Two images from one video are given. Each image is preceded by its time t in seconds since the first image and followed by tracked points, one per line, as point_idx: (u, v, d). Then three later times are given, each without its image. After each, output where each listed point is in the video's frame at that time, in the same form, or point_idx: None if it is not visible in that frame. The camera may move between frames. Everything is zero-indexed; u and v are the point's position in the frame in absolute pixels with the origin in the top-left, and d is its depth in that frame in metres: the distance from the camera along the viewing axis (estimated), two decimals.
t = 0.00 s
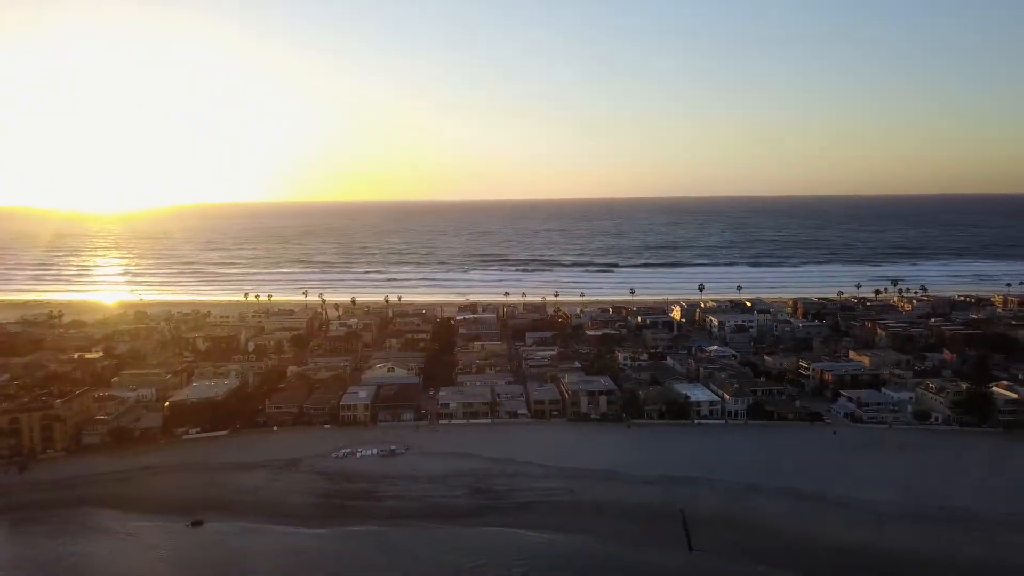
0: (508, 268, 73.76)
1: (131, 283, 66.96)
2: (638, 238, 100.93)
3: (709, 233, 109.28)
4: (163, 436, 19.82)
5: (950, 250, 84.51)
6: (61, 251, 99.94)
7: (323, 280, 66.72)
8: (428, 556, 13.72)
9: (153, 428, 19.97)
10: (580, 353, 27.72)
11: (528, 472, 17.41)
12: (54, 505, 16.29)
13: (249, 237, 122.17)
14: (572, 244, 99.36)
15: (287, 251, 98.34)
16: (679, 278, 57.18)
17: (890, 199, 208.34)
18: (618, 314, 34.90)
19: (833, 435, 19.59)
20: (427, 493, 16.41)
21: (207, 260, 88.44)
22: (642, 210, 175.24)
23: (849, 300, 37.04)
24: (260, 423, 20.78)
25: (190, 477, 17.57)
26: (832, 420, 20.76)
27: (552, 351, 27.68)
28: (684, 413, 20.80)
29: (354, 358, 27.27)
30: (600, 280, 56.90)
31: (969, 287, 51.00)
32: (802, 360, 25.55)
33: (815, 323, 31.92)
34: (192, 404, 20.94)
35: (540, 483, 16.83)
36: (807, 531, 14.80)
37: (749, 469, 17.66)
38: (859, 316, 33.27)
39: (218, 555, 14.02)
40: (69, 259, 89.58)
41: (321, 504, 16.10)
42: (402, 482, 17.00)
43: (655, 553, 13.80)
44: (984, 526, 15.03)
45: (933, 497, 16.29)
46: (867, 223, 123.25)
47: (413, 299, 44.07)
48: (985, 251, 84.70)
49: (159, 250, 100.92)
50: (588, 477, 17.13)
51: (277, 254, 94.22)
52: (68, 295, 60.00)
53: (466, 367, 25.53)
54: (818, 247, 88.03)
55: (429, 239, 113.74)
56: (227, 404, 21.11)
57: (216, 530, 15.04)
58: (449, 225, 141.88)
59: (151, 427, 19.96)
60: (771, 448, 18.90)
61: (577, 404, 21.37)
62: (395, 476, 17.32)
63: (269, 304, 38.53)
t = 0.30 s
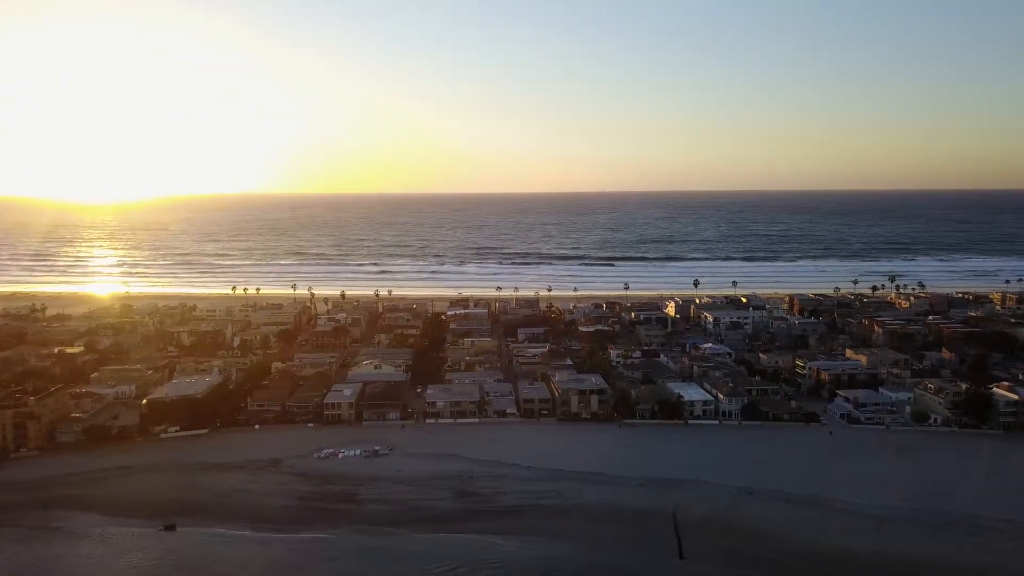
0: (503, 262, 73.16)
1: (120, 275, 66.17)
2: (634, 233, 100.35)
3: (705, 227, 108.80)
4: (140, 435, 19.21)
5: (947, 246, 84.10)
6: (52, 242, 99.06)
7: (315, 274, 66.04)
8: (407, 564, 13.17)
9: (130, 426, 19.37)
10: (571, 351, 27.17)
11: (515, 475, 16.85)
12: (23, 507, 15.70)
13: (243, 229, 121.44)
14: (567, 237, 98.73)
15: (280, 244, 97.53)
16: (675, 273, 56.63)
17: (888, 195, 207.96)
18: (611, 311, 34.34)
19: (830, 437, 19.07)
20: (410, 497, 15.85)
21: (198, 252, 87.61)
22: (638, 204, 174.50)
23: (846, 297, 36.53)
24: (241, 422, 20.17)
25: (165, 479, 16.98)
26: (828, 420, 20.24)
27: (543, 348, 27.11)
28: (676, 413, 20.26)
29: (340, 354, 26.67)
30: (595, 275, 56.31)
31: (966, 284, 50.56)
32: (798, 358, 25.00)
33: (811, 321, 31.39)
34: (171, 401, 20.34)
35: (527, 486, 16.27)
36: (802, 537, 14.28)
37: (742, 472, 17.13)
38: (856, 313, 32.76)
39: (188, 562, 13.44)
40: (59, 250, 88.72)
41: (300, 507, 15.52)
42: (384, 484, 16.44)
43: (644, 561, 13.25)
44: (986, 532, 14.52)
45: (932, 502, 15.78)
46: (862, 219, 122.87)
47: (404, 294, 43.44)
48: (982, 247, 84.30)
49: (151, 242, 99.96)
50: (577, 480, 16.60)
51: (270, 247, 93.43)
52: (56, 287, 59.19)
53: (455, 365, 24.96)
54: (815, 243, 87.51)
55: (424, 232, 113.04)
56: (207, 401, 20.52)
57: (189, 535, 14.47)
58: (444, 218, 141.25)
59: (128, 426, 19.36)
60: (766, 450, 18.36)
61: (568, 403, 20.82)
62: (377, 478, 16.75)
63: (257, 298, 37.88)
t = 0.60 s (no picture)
0: (497, 262, 71.86)
1: (106, 275, 64.74)
2: (630, 233, 99.08)
3: (702, 227, 107.65)
4: (100, 451, 17.93)
5: (948, 247, 82.99)
6: (39, 241, 97.45)
7: (304, 274, 64.67)
8: None
9: (90, 441, 18.08)
10: (565, 358, 25.90)
11: (500, 497, 15.61)
12: None
13: (234, 228, 119.93)
14: (563, 237, 97.45)
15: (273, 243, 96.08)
16: (672, 274, 55.44)
17: (885, 195, 207.23)
18: (606, 314, 33.11)
19: (839, 454, 17.85)
20: (386, 522, 14.60)
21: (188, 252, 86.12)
22: (635, 204, 173.30)
23: (850, 301, 35.34)
24: (210, 435, 18.91)
25: (123, 501, 15.72)
26: (836, 435, 19.01)
27: (535, 354, 25.86)
28: (675, 427, 19.04)
29: (322, 360, 25.37)
30: (590, 276, 55.06)
31: (970, 287, 49.42)
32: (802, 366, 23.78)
33: (815, 325, 30.18)
34: (136, 413, 19.05)
35: (514, 510, 15.03)
36: (814, 570, 13.04)
37: (746, 494, 15.90)
38: (861, 318, 31.57)
39: None
40: (45, 249, 87.16)
41: (266, 534, 14.27)
42: (359, 508, 15.18)
43: None
44: (1014, 563, 13.30)
45: (953, 528, 14.55)
46: (861, 219, 121.78)
47: (394, 296, 42.10)
48: (983, 247, 83.25)
49: (141, 241, 98.43)
50: (568, 503, 15.35)
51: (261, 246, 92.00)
52: (39, 289, 57.75)
53: (441, 372, 23.68)
54: (814, 243, 86.35)
55: (418, 231, 111.65)
56: (174, 414, 19.25)
57: (142, 567, 13.21)
58: (439, 217, 139.83)
59: (88, 441, 18.08)
60: (771, 469, 17.13)
61: (559, 416, 19.57)
62: (352, 500, 15.49)
63: (240, 300, 36.54)
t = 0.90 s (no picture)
0: (491, 264, 70.33)
1: (90, 278, 63.06)
2: (627, 234, 97.58)
3: (700, 228, 106.25)
4: (47, 472, 16.35)
5: (949, 248, 81.72)
6: (26, 241, 95.71)
7: (293, 276, 63.05)
8: None
9: (36, 461, 16.49)
10: (558, 367, 24.36)
11: (484, 525, 14.07)
12: None
13: (226, 228, 118.26)
14: (559, 238, 95.98)
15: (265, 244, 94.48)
16: (670, 277, 53.95)
17: (884, 196, 206.05)
18: (603, 319, 31.57)
19: (855, 475, 16.34)
20: (354, 555, 13.05)
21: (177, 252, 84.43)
22: (633, 205, 171.84)
23: (857, 305, 33.87)
24: (170, 454, 17.33)
25: (63, 528, 14.15)
26: (851, 453, 17.50)
27: (526, 362, 24.30)
28: (676, 445, 17.51)
29: (299, 369, 23.77)
30: (587, 278, 53.54)
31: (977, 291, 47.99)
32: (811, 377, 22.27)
33: (821, 332, 28.69)
34: (89, 429, 17.47)
35: (498, 541, 13.48)
36: None
37: (756, 522, 14.38)
38: (869, 324, 30.09)
39: None
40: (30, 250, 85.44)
41: (219, 569, 12.71)
42: (325, 538, 13.63)
43: None
44: None
45: (988, 562, 13.04)
46: (860, 220, 120.48)
47: (382, 299, 40.53)
48: (985, 249, 81.98)
49: (130, 241, 96.80)
50: (559, 533, 13.83)
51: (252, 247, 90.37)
52: (19, 291, 56.10)
53: (425, 383, 22.12)
54: (815, 245, 84.69)
55: (412, 232, 110.08)
56: (132, 430, 17.67)
57: None
58: (434, 218, 138.37)
59: (33, 460, 16.49)
60: (782, 492, 15.61)
61: (551, 432, 18.03)
62: (319, 530, 13.93)
63: (220, 304, 34.91)
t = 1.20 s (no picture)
0: (486, 265, 68.74)
1: (72, 280, 61.40)
2: (624, 235, 96.01)
3: (697, 229, 104.82)
4: None
5: (952, 251, 80.30)
6: (12, 241, 93.91)
7: (282, 278, 61.41)
8: None
9: None
10: (551, 377, 22.78)
11: (461, 564, 12.50)
12: None
13: (218, 229, 116.49)
14: (554, 239, 94.54)
15: (256, 244, 92.81)
16: (668, 279, 52.41)
17: (883, 198, 204.72)
18: (599, 325, 30.00)
19: (875, 503, 14.82)
20: None
21: (165, 253, 82.75)
22: (630, 207, 170.38)
23: (865, 310, 32.35)
24: (121, 476, 15.72)
25: None
26: (870, 476, 15.97)
27: (517, 372, 22.71)
28: (678, 466, 15.96)
29: (272, 379, 22.14)
30: (583, 280, 51.95)
31: (986, 296, 46.47)
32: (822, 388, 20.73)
33: (830, 338, 27.14)
34: (32, 449, 15.85)
35: None
36: None
37: (767, 557, 12.82)
38: (879, 330, 28.58)
39: None
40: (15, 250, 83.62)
41: None
42: None
43: None
44: None
45: None
46: (860, 222, 119.15)
47: (370, 302, 38.90)
48: (988, 251, 80.53)
49: (119, 242, 95.11)
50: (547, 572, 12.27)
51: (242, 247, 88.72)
52: None
53: (407, 393, 20.52)
54: (815, 247, 83.26)
55: (406, 233, 108.41)
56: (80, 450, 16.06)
57: None
58: (428, 218, 136.77)
59: None
60: (794, 523, 14.07)
61: (542, 451, 16.46)
62: (276, 568, 12.35)
63: (198, 308, 33.28)
